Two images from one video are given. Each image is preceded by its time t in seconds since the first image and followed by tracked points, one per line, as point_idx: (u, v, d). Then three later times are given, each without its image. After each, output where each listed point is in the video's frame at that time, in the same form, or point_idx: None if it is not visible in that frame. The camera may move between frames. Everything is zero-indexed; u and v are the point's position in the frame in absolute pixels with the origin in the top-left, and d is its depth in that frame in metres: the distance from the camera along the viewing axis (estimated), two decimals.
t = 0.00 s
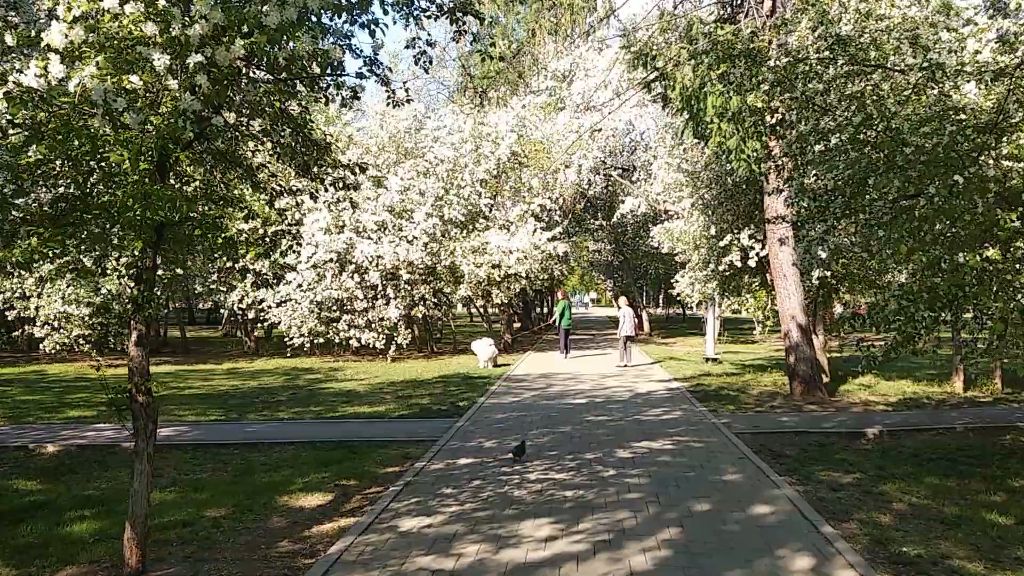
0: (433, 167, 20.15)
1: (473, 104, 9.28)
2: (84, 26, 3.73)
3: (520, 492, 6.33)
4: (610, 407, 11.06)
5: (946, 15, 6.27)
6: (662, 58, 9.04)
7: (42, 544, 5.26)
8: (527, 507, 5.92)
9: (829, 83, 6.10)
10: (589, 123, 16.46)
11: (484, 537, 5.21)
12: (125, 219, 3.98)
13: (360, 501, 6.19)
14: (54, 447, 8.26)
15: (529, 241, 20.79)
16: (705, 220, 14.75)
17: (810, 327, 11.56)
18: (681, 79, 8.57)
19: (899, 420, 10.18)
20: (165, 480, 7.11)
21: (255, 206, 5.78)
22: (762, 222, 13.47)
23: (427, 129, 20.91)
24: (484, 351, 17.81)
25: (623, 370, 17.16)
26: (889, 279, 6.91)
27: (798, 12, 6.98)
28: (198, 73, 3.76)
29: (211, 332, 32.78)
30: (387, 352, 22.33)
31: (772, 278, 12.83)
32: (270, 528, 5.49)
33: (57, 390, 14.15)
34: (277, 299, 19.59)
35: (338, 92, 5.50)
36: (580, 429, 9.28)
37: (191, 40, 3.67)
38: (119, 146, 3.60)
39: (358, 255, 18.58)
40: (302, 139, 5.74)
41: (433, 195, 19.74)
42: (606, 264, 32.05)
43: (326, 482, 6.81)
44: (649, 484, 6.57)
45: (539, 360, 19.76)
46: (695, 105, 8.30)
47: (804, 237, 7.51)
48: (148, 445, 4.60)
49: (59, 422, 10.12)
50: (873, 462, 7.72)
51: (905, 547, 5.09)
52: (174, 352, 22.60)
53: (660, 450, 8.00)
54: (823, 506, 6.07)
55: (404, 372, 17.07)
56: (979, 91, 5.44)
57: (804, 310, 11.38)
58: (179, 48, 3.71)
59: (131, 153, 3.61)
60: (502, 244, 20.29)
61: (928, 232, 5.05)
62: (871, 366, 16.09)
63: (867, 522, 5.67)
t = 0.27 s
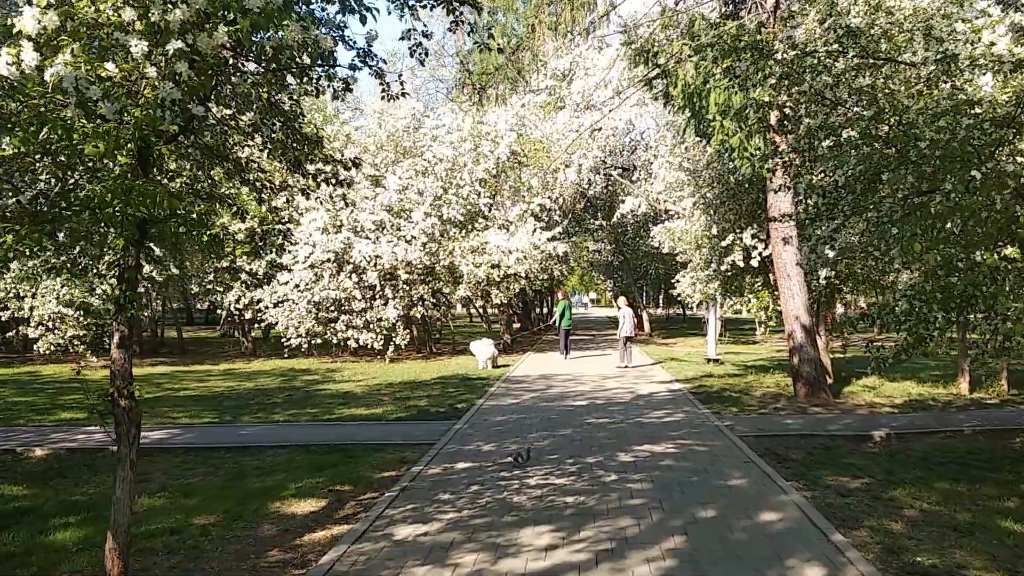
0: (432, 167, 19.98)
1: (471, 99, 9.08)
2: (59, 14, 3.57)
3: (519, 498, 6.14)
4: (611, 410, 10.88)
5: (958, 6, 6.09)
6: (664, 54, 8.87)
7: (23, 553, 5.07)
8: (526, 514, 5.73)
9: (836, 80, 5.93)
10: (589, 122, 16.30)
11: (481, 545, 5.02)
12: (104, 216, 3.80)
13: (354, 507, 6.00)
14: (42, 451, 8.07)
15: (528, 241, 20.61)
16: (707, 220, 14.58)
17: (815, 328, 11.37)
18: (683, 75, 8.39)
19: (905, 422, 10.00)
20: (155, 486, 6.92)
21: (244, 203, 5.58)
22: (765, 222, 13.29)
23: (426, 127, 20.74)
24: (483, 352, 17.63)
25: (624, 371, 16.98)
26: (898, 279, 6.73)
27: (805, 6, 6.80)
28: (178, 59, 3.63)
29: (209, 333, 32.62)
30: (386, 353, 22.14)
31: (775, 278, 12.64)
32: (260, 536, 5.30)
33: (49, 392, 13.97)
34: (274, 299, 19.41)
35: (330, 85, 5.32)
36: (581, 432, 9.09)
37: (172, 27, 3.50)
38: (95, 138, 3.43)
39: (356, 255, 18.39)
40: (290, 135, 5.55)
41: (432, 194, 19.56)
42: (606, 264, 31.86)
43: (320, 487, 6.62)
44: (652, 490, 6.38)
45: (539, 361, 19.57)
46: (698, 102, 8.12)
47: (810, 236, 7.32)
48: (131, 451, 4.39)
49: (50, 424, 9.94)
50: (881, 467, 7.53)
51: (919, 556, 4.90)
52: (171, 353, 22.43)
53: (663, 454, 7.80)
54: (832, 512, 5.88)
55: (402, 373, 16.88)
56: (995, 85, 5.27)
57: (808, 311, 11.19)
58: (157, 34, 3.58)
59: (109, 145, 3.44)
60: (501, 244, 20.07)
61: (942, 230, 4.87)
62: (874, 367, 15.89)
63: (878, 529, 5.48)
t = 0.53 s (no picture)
0: (431, 165, 19.79)
1: (469, 94, 8.90)
2: None
3: (516, 502, 5.95)
4: (612, 410, 10.69)
5: None
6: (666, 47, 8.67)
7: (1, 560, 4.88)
8: (524, 518, 5.54)
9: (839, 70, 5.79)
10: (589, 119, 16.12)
11: (476, 552, 4.83)
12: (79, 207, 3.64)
13: (347, 511, 5.81)
14: (29, 453, 7.88)
15: (527, 240, 20.42)
16: (708, 218, 14.39)
17: (818, 327, 11.17)
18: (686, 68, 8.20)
19: (912, 423, 9.80)
20: (142, 489, 6.73)
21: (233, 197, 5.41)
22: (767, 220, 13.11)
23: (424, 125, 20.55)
24: (481, 352, 17.43)
25: (624, 371, 16.78)
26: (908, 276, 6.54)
27: None
28: (154, 38, 3.53)
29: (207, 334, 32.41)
30: (384, 353, 21.94)
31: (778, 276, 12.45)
32: (248, 542, 5.11)
33: (42, 392, 13.80)
34: (271, 299, 19.22)
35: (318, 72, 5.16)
36: (581, 433, 8.90)
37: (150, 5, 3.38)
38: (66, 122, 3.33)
39: (353, 254, 18.20)
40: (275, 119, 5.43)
41: (430, 192, 19.37)
42: (607, 264, 31.66)
43: (312, 490, 6.43)
44: (653, 493, 6.19)
45: (539, 362, 19.37)
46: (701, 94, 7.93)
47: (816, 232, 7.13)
48: (111, 454, 4.23)
49: (39, 425, 9.75)
50: (888, 469, 7.34)
51: (932, 563, 4.71)
52: (167, 353, 22.22)
53: (665, 456, 7.62)
54: (840, 516, 5.69)
55: (400, 373, 16.69)
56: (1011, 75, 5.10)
57: (811, 309, 11.00)
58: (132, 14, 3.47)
59: (82, 129, 3.29)
60: (500, 243, 19.87)
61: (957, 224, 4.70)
62: (878, 367, 15.69)
63: (888, 535, 5.29)
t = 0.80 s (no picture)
0: (429, 165, 19.62)
1: (465, 91, 8.71)
2: None
3: (512, 512, 5.76)
4: (611, 413, 10.50)
5: None
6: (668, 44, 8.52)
7: None
8: (521, 529, 5.36)
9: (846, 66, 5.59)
10: (588, 119, 15.91)
11: (470, 566, 4.64)
12: (52, 208, 3.51)
13: (337, 521, 5.62)
14: (14, 459, 7.68)
15: (526, 240, 20.24)
16: (709, 218, 14.21)
17: (821, 329, 10.99)
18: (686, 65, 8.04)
19: (917, 427, 9.62)
20: (129, 497, 6.55)
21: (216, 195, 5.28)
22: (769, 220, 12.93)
23: (422, 125, 20.38)
24: (480, 353, 17.26)
25: (624, 373, 16.59)
26: (915, 277, 6.36)
27: None
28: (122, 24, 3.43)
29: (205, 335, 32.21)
30: (381, 354, 21.74)
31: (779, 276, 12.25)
32: (233, 555, 4.91)
33: (34, 394, 13.62)
34: (267, 300, 19.01)
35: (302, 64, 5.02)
36: (580, 437, 8.70)
37: None
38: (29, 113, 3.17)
39: (351, 255, 18.01)
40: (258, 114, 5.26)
41: (429, 192, 19.18)
42: (607, 264, 31.49)
43: (303, 499, 6.24)
44: (654, 502, 6.00)
45: (538, 363, 19.18)
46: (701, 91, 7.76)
47: (821, 231, 6.95)
48: (87, 465, 4.10)
49: (27, 430, 9.54)
50: (895, 475, 7.15)
51: None
52: (163, 355, 22.03)
53: (665, 462, 7.43)
54: (847, 526, 5.51)
55: (399, 376, 16.54)
56: None
57: (813, 311, 10.82)
58: None
59: (47, 122, 3.15)
60: (499, 244, 19.70)
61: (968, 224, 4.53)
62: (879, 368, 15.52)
63: (898, 546, 5.10)
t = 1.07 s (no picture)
0: (427, 164, 19.42)
1: (462, 87, 8.52)
2: None
3: (509, 519, 5.57)
4: (611, 416, 10.31)
5: None
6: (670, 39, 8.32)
7: None
8: (517, 537, 5.17)
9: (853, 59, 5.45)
10: (588, 117, 15.71)
11: None
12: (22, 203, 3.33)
13: (328, 529, 5.43)
14: None
15: (526, 239, 20.03)
16: (711, 217, 14.02)
17: (825, 331, 10.80)
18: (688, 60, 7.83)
19: (924, 429, 9.43)
20: (114, 503, 6.36)
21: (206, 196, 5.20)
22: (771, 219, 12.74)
23: (420, 124, 20.18)
24: (478, 354, 17.06)
25: (625, 374, 16.39)
26: (925, 277, 6.17)
27: None
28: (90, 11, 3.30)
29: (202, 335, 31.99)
30: (379, 355, 21.53)
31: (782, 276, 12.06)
32: (217, 566, 4.72)
33: (26, 396, 13.45)
34: (264, 300, 18.81)
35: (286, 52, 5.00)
36: (579, 441, 8.52)
37: None
38: None
39: (348, 255, 17.81)
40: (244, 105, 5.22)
41: (427, 191, 18.99)
42: (607, 264, 31.29)
43: (293, 505, 6.06)
44: (655, 508, 5.82)
45: (538, 364, 18.98)
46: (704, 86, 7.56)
47: (827, 229, 6.75)
48: (61, 474, 3.93)
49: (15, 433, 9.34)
50: (902, 480, 6.97)
51: None
52: (159, 356, 21.83)
53: (666, 466, 7.25)
54: (855, 534, 5.32)
55: (397, 377, 16.35)
56: None
57: (817, 312, 10.63)
58: None
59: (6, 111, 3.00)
60: (498, 243, 19.52)
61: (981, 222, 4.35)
62: (883, 369, 15.32)
63: (908, 555, 4.91)
